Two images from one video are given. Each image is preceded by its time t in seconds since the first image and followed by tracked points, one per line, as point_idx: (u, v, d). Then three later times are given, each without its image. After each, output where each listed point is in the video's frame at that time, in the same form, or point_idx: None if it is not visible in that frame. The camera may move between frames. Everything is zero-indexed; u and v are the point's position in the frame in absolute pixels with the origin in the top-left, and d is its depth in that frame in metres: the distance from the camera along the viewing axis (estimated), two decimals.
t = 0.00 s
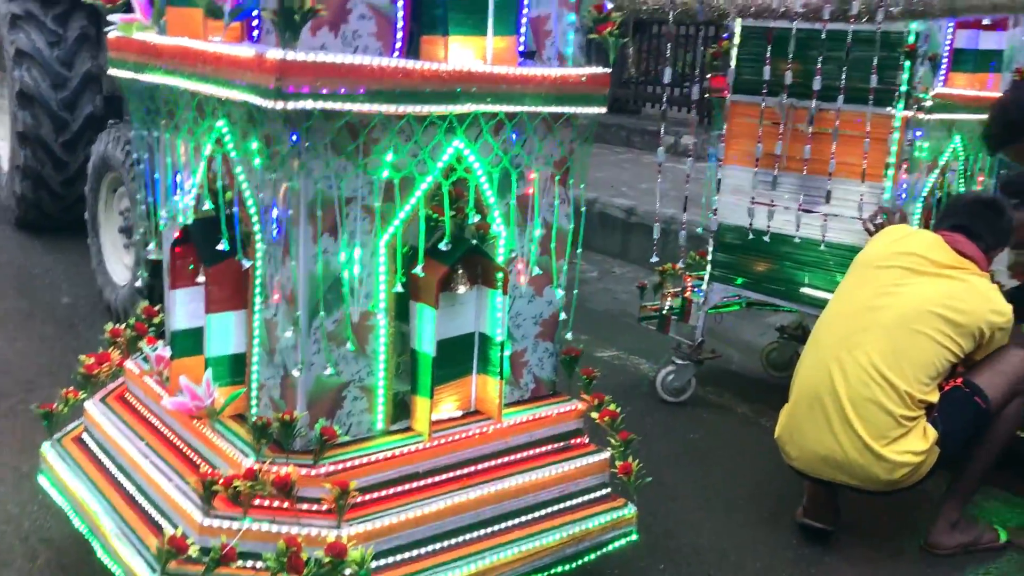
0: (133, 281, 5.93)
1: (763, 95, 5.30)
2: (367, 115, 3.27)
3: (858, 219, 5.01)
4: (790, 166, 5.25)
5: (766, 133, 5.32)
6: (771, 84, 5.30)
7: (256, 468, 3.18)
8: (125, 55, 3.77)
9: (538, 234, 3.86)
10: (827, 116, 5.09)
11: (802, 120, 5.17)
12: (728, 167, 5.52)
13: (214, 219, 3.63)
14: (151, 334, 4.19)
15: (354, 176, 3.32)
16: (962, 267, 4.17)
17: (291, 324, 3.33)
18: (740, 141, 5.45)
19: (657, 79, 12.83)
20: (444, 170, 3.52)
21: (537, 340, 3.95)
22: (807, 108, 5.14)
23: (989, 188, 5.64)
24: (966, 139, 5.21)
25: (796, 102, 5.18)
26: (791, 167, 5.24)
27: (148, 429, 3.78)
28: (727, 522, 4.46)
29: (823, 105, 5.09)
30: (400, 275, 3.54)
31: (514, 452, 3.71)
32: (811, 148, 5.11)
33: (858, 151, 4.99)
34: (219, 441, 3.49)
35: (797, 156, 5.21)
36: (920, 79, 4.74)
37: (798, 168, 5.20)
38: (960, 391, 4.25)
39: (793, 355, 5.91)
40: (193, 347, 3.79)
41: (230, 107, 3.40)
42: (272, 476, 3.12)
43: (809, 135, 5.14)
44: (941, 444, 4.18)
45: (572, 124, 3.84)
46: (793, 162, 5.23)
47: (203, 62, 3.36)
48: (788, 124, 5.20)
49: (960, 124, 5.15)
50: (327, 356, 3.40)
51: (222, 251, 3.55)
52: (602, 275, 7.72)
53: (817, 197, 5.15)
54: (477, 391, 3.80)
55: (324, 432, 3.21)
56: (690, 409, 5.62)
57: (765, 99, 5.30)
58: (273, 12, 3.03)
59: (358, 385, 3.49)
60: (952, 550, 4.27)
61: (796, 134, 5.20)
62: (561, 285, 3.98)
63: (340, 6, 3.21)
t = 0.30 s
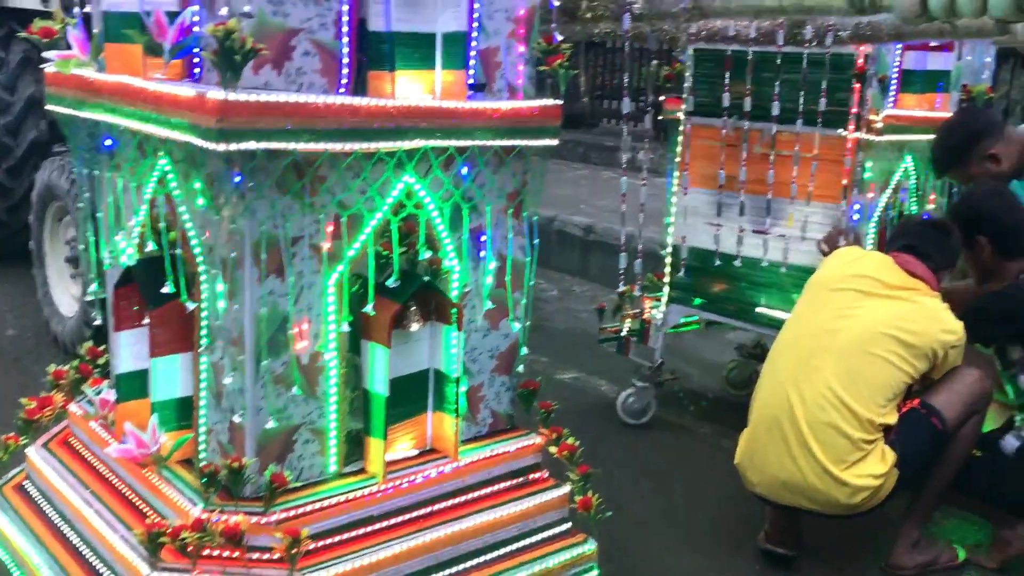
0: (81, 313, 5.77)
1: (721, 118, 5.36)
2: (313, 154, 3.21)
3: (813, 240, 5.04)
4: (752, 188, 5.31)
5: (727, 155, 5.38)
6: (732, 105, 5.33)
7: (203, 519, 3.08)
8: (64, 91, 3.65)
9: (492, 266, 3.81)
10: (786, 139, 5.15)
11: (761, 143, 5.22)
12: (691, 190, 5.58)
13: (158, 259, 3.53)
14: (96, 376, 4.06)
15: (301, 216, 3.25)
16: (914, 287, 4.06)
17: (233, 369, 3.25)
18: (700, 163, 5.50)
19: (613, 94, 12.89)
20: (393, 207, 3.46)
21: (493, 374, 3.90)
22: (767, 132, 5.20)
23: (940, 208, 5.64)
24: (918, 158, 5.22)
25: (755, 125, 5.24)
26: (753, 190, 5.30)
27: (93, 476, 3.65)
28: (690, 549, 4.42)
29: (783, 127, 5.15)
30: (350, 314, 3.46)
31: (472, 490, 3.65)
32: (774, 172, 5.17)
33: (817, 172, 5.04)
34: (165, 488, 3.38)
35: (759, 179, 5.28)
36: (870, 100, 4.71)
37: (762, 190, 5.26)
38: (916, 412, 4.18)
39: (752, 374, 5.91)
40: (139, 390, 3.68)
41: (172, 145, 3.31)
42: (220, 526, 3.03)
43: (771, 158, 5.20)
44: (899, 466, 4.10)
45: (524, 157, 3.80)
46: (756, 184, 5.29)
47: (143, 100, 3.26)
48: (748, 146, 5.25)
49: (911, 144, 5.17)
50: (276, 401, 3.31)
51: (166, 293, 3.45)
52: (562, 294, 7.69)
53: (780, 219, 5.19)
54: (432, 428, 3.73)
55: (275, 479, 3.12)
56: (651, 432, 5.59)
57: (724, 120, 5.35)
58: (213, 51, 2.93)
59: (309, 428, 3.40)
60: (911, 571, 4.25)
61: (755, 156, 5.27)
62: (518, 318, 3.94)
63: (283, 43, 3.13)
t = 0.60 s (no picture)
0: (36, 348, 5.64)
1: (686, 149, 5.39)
2: (272, 197, 3.16)
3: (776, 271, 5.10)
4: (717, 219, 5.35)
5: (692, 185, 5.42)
6: (698, 135, 5.37)
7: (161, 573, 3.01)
8: (15, 130, 3.57)
9: (456, 304, 3.78)
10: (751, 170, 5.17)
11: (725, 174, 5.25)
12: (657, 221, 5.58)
13: (112, 304, 3.45)
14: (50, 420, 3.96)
15: (260, 259, 3.19)
16: (873, 312, 3.87)
17: (191, 418, 3.18)
18: (666, 194, 5.53)
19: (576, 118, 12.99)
20: (354, 247, 3.42)
21: (458, 413, 3.87)
22: (730, 162, 5.23)
23: (899, 238, 5.73)
24: (877, 188, 5.32)
25: (720, 156, 5.27)
26: (718, 221, 5.34)
27: (47, 526, 3.56)
28: None
29: (748, 158, 5.16)
30: (311, 357, 3.43)
31: (437, 533, 3.61)
32: (740, 205, 5.19)
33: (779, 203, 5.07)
34: (121, 538, 3.30)
35: (728, 210, 5.28)
36: (829, 130, 4.79)
37: (727, 221, 5.30)
38: (880, 443, 4.04)
39: (718, 400, 5.91)
40: (95, 436, 3.60)
41: (127, 188, 3.25)
42: None
43: (739, 188, 5.19)
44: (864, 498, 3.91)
45: (487, 194, 3.79)
46: (721, 214, 5.32)
47: (96, 143, 3.19)
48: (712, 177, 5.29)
49: (871, 174, 5.25)
50: (236, 447, 3.25)
51: (121, 339, 3.37)
52: (528, 320, 7.66)
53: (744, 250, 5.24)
54: (396, 469, 3.69)
55: (235, 529, 3.07)
56: (618, 460, 5.56)
57: (693, 151, 5.37)
58: (168, 95, 2.88)
59: (270, 474, 3.35)
60: None
61: (719, 187, 5.30)
62: (482, 356, 3.91)
63: (240, 85, 3.10)
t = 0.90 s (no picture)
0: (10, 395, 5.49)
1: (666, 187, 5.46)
2: (252, 251, 3.13)
3: (758, 309, 5.11)
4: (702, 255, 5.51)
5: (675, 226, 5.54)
6: (679, 173, 5.41)
7: None
8: None
9: (440, 352, 3.74)
10: (735, 208, 5.31)
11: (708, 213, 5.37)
12: (640, 259, 5.68)
13: (90, 359, 3.40)
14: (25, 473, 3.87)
15: (240, 312, 3.15)
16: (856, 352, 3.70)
17: (174, 474, 3.12)
18: (648, 234, 5.65)
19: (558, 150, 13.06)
20: (336, 298, 3.39)
21: (443, 462, 3.82)
22: (713, 202, 5.34)
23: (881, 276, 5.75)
24: (859, 226, 5.33)
25: (702, 195, 5.38)
26: (702, 257, 5.49)
27: None
28: None
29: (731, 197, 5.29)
30: (293, 411, 3.38)
31: None
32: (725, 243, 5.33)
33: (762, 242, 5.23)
34: None
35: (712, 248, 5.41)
36: (810, 170, 4.83)
37: (712, 258, 5.45)
38: (871, 485, 3.94)
39: (705, 437, 5.87)
40: (72, 492, 3.52)
41: (105, 241, 3.21)
42: None
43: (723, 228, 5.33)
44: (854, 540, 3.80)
45: (470, 241, 3.77)
46: (705, 252, 5.47)
47: (74, 197, 3.15)
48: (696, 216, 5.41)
49: (852, 212, 5.26)
50: (217, 504, 3.19)
51: (99, 395, 3.32)
52: (512, 355, 7.61)
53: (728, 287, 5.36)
54: (380, 521, 3.62)
55: None
56: (604, 501, 5.49)
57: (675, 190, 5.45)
58: (146, 151, 2.85)
59: (251, 530, 3.29)
60: None
61: (703, 225, 5.44)
62: (467, 404, 3.87)
63: (220, 137, 3.07)
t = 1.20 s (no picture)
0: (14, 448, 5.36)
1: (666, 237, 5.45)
2: (258, 314, 3.12)
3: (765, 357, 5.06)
4: (702, 304, 5.46)
5: (675, 272, 5.49)
6: (676, 221, 5.44)
7: None
8: None
9: (446, 410, 3.73)
10: (737, 256, 5.28)
11: (710, 260, 5.34)
12: (639, 305, 5.66)
13: (95, 422, 3.38)
14: (28, 537, 3.81)
15: (245, 376, 3.14)
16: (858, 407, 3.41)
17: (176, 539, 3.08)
18: (648, 281, 5.63)
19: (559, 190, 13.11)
20: (342, 359, 3.37)
21: (449, 521, 3.79)
22: (715, 249, 5.31)
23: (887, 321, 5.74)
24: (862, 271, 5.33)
25: (704, 243, 5.36)
26: (703, 305, 5.44)
27: None
28: None
29: (733, 245, 5.26)
30: (299, 474, 3.36)
31: None
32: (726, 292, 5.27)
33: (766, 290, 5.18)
34: None
35: (711, 296, 5.38)
36: (814, 221, 4.83)
37: (713, 306, 5.39)
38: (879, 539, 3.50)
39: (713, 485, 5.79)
40: (75, 556, 3.47)
41: (111, 305, 3.20)
42: None
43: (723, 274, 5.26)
44: None
45: (476, 298, 3.76)
46: (706, 299, 5.43)
47: (81, 261, 3.15)
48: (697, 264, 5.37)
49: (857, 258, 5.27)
50: (221, 570, 3.15)
51: (104, 459, 3.29)
52: (516, 401, 7.56)
53: (731, 336, 5.30)
54: None
55: None
56: (612, 552, 5.40)
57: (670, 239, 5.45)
58: (153, 218, 2.86)
59: None
60: None
61: (703, 273, 5.40)
62: (474, 463, 3.86)
63: (227, 202, 3.09)
